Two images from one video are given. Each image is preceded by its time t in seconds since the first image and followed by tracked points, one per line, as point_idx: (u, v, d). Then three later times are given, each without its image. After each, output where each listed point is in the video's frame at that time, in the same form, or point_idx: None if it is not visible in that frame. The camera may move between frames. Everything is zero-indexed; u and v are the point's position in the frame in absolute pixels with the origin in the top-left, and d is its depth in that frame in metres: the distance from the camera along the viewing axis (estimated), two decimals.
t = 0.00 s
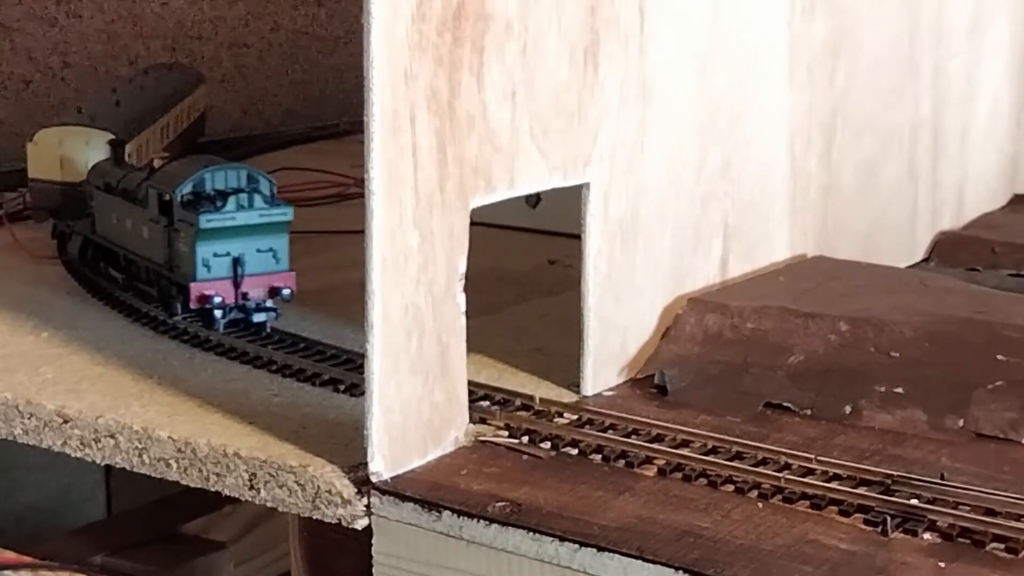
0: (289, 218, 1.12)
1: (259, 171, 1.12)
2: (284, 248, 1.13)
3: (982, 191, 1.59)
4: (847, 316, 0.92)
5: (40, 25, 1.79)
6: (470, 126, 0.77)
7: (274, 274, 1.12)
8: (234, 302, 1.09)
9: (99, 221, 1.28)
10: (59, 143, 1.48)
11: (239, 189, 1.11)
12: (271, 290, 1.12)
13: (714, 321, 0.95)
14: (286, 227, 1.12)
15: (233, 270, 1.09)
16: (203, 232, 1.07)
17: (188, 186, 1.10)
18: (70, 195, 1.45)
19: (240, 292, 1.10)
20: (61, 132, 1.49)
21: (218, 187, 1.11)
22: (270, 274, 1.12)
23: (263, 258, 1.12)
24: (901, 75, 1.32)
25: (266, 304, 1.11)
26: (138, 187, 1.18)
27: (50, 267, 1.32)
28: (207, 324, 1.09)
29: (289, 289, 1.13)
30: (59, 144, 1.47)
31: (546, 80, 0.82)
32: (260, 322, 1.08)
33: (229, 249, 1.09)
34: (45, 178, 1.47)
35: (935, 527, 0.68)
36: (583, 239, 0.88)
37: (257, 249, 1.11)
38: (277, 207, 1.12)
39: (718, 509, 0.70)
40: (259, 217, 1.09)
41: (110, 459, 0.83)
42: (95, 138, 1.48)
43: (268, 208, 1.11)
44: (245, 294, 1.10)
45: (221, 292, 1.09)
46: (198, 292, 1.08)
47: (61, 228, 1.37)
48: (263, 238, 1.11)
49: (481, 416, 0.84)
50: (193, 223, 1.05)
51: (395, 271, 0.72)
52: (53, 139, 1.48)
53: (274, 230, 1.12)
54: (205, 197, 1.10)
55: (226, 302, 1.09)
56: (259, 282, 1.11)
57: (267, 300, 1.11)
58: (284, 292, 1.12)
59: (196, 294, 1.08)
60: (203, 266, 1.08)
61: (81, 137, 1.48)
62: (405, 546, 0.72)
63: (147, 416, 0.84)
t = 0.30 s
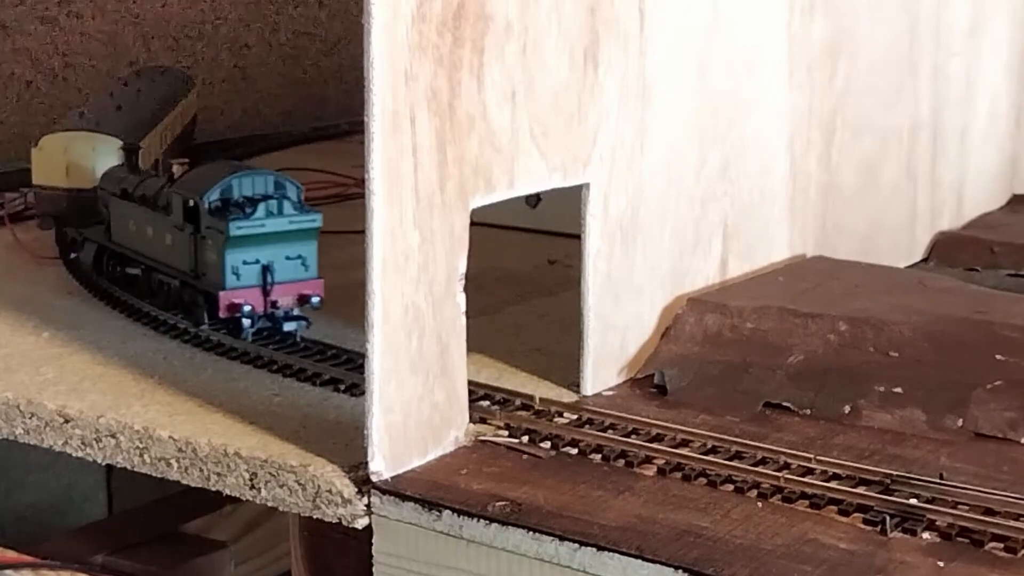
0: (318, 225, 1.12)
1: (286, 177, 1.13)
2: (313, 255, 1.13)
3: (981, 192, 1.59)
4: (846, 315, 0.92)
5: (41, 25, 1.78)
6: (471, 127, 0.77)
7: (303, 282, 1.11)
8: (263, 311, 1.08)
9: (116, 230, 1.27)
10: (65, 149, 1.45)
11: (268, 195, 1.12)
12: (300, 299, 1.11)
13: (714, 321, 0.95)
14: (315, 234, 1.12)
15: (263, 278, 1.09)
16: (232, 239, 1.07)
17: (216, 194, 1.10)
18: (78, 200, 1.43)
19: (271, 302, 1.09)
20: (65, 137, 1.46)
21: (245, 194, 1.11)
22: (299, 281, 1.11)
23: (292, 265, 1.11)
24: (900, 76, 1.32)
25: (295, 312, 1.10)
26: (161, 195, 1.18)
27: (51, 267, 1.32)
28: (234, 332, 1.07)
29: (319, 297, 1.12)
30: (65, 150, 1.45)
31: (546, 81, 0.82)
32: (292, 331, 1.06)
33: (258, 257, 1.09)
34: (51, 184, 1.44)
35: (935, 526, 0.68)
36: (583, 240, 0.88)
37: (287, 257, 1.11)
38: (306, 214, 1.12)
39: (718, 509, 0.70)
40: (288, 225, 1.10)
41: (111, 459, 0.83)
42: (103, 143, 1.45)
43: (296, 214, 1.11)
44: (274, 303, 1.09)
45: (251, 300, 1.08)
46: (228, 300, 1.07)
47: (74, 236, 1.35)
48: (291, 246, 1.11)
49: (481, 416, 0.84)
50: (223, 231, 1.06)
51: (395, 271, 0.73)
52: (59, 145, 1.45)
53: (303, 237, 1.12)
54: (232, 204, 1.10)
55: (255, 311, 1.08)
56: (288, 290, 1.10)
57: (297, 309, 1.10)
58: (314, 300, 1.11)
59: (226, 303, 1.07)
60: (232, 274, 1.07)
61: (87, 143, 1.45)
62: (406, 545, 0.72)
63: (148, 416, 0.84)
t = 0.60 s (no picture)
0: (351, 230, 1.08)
1: (315, 183, 1.09)
2: (344, 261, 1.09)
3: (979, 192, 1.59)
4: (845, 315, 0.92)
5: (43, 26, 1.79)
6: (471, 127, 0.77)
7: (335, 289, 1.08)
8: (294, 318, 1.05)
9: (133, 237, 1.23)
10: (73, 154, 1.42)
11: (297, 202, 1.07)
12: (331, 305, 1.08)
13: (713, 321, 0.95)
14: (347, 239, 1.09)
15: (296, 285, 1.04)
16: (265, 246, 1.03)
17: (246, 200, 1.06)
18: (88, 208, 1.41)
19: (303, 309, 1.05)
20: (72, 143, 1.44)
21: (275, 200, 1.07)
22: (331, 288, 1.08)
23: (323, 271, 1.07)
24: (899, 76, 1.32)
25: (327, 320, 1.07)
26: (186, 201, 1.14)
27: (53, 267, 1.32)
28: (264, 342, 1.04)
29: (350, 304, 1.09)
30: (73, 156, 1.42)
31: (546, 81, 0.83)
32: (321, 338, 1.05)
33: (290, 263, 1.04)
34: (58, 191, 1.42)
35: (933, 526, 0.68)
36: (583, 241, 0.89)
37: (318, 263, 1.07)
38: (339, 220, 1.08)
39: (717, 508, 0.70)
40: (320, 230, 1.06)
41: (112, 458, 0.83)
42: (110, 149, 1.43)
43: (328, 220, 1.07)
44: (306, 310, 1.05)
45: (282, 308, 1.04)
46: (261, 309, 1.03)
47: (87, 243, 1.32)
48: (323, 252, 1.07)
49: (481, 416, 0.84)
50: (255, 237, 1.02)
51: (395, 271, 0.73)
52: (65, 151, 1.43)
53: (335, 243, 1.08)
54: (263, 210, 1.06)
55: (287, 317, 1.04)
56: (319, 298, 1.07)
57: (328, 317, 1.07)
58: (346, 308, 1.08)
59: (258, 311, 1.02)
60: (264, 281, 1.03)
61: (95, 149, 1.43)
62: (406, 545, 0.72)
63: (149, 416, 0.84)
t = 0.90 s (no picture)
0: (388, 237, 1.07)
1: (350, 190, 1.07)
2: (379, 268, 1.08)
3: (978, 191, 1.60)
4: (844, 315, 0.92)
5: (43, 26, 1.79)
6: (471, 127, 0.77)
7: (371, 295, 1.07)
8: (332, 327, 1.03)
9: (157, 245, 1.21)
10: (83, 159, 1.36)
11: (335, 209, 1.05)
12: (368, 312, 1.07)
13: (713, 321, 0.95)
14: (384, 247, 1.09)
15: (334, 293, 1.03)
16: (304, 253, 1.01)
17: (283, 207, 1.04)
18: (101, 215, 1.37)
19: (341, 317, 1.04)
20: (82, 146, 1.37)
21: (312, 207, 1.04)
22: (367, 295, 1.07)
23: (360, 278, 1.06)
24: (899, 77, 1.32)
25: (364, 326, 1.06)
26: (216, 209, 1.13)
27: (54, 267, 1.32)
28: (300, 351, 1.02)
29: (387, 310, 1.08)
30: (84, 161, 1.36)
31: (546, 81, 0.83)
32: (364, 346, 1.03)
33: (327, 271, 1.02)
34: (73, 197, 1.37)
35: (933, 525, 0.68)
36: (583, 241, 0.89)
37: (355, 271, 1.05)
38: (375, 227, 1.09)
39: (716, 508, 0.70)
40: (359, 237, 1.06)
41: (113, 458, 0.83)
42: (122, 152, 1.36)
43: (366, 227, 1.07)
44: (344, 317, 1.04)
45: (322, 316, 1.03)
46: (299, 318, 1.01)
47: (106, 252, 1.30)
48: (361, 259, 1.06)
49: (481, 416, 0.85)
50: (293, 244, 1.01)
51: (395, 271, 0.73)
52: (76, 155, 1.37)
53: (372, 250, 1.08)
54: (301, 216, 1.04)
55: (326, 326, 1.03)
56: (356, 305, 1.06)
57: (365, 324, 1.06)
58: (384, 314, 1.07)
59: (297, 320, 1.01)
60: (303, 290, 1.01)
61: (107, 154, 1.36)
62: (406, 544, 0.72)
63: (150, 415, 0.84)
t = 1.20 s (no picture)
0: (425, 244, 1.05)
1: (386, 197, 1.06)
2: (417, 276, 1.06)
3: (977, 192, 1.60)
4: (843, 315, 0.93)
5: (44, 27, 1.79)
6: (471, 127, 0.77)
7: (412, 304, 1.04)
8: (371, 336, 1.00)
9: (179, 252, 1.18)
10: (97, 166, 1.34)
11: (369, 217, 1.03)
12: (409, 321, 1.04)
13: (712, 321, 0.95)
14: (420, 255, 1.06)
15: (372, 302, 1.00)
16: (341, 261, 0.98)
17: (318, 214, 1.02)
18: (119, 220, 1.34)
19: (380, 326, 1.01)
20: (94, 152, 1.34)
21: (347, 214, 1.03)
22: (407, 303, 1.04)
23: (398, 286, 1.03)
24: (898, 77, 1.33)
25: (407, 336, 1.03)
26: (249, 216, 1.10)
27: (55, 266, 1.33)
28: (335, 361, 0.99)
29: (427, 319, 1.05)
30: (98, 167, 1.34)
31: (546, 81, 0.83)
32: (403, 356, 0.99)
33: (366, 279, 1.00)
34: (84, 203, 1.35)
35: (931, 525, 0.68)
36: (582, 241, 0.89)
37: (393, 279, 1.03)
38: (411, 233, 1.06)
39: (716, 508, 0.70)
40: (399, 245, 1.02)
41: (114, 458, 0.83)
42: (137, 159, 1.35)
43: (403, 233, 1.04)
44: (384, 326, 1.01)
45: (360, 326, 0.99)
46: (337, 327, 0.98)
47: (128, 260, 1.27)
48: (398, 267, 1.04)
49: (481, 415, 0.85)
50: (330, 251, 0.98)
51: (396, 271, 0.73)
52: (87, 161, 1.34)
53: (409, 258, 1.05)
54: (337, 223, 1.02)
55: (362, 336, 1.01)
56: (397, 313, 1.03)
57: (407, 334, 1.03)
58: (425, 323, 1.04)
59: (336, 329, 0.98)
60: (340, 298, 0.99)
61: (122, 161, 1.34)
62: (407, 543, 0.73)
63: (151, 415, 0.84)
